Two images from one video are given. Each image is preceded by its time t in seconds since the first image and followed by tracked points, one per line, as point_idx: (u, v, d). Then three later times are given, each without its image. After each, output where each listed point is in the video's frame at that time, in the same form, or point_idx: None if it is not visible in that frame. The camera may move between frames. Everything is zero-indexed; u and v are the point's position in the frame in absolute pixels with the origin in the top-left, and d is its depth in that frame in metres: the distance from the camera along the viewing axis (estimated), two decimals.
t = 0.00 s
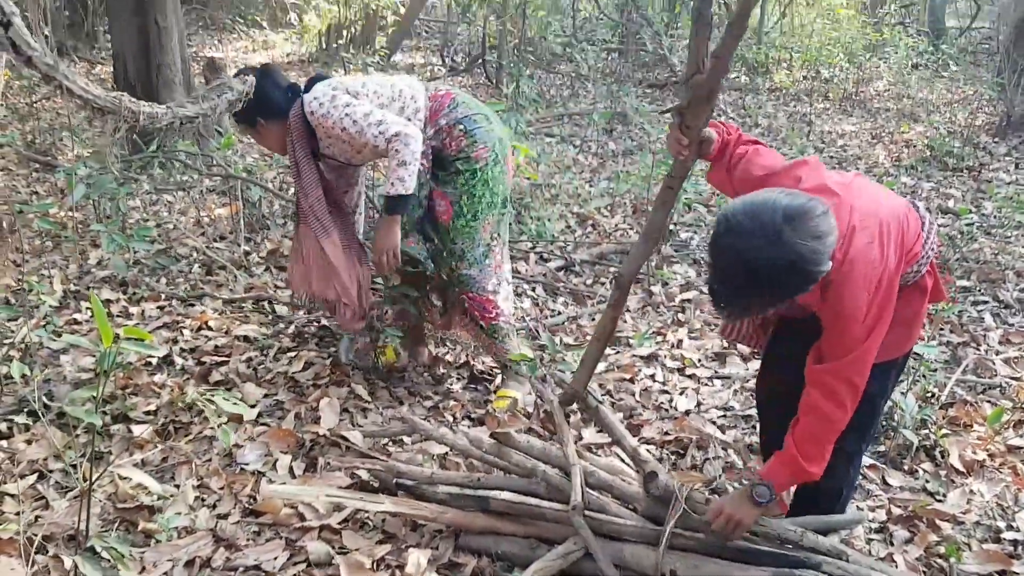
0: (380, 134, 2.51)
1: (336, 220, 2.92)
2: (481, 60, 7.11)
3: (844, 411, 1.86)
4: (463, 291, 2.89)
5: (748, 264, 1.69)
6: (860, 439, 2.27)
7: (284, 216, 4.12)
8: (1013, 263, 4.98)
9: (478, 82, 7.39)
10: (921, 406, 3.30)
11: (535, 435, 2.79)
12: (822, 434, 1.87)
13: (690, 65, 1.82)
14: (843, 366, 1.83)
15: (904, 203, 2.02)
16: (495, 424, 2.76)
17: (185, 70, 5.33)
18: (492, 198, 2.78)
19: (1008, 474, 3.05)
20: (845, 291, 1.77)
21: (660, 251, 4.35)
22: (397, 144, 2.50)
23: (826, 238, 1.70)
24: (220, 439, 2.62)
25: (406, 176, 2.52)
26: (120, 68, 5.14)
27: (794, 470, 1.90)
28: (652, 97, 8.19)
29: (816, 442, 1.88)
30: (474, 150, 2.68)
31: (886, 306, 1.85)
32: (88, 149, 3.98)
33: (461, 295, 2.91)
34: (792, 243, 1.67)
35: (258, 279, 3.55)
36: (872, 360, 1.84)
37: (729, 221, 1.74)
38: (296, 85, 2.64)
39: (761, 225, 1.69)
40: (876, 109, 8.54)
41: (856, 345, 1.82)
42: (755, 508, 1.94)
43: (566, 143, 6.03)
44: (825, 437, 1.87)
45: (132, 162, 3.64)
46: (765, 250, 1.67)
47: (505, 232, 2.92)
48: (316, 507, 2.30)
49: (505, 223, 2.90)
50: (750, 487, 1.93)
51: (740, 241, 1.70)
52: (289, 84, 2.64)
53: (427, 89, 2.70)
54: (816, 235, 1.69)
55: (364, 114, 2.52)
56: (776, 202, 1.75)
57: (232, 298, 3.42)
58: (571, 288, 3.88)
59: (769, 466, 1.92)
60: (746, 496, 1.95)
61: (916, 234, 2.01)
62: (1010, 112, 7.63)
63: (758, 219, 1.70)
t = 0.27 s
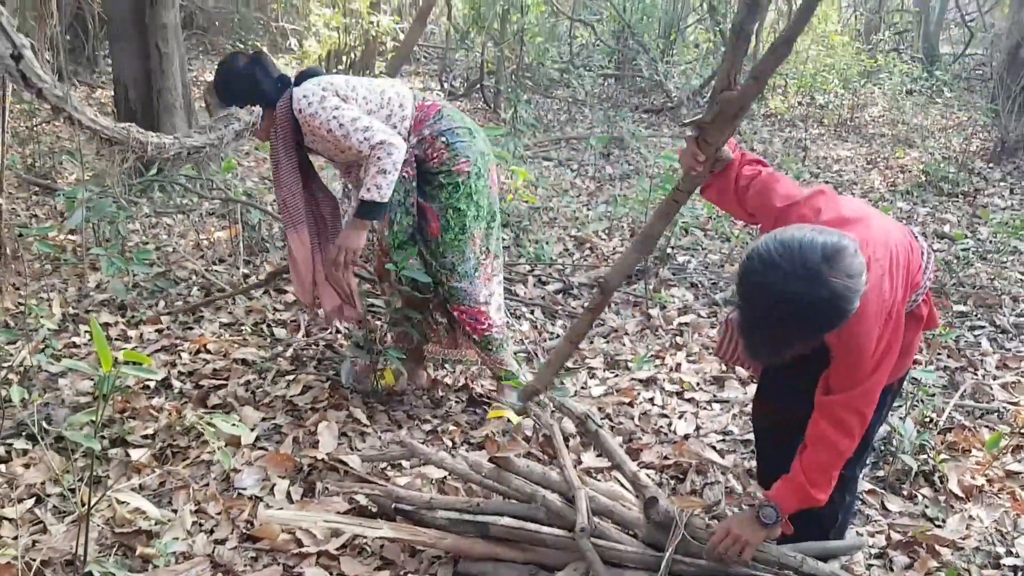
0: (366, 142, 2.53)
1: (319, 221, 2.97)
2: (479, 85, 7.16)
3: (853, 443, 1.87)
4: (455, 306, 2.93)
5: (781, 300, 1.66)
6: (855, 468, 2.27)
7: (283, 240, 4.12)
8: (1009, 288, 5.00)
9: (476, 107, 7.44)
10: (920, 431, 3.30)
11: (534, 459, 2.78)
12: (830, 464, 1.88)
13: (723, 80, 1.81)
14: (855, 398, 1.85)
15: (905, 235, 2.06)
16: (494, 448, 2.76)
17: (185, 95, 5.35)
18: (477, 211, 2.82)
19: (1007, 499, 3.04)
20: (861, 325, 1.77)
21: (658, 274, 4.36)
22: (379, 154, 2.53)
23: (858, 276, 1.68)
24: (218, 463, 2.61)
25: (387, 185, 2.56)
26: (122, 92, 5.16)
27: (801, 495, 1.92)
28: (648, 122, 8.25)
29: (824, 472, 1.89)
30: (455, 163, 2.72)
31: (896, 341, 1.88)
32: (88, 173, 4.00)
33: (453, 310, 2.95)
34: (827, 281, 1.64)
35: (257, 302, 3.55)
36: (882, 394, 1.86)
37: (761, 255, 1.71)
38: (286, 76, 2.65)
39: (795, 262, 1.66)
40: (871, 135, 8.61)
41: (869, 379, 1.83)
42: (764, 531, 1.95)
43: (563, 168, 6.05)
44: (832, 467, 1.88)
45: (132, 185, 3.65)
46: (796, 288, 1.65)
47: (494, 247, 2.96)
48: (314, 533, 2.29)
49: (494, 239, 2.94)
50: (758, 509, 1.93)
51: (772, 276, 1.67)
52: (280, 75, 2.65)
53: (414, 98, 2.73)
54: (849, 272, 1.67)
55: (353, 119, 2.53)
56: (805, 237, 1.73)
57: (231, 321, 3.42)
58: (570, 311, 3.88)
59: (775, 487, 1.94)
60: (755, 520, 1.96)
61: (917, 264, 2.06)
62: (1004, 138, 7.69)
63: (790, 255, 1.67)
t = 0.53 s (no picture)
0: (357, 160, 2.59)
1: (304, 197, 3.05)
2: (476, 97, 7.17)
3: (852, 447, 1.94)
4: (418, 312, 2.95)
5: (805, 318, 1.68)
6: (861, 477, 2.28)
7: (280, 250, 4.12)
8: (1004, 300, 5.01)
9: (472, 118, 7.45)
10: (916, 443, 3.30)
11: (531, 470, 2.78)
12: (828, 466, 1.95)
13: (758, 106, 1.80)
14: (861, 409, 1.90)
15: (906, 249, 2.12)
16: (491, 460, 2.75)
17: (183, 105, 5.36)
18: (455, 225, 2.86)
19: (1004, 512, 3.05)
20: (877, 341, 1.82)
21: (655, 286, 4.37)
22: (365, 173, 2.60)
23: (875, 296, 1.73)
24: (214, 474, 2.60)
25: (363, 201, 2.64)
26: (119, 102, 5.17)
27: (794, 490, 1.96)
28: (645, 134, 8.27)
29: (821, 472, 1.95)
30: (445, 175, 2.76)
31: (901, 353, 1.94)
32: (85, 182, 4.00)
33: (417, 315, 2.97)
34: (852, 303, 1.68)
35: (254, 312, 3.55)
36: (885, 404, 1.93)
37: (785, 269, 1.73)
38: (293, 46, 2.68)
39: (821, 282, 1.69)
40: (866, 147, 8.65)
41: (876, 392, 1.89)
42: (751, 518, 2.02)
43: (560, 180, 6.06)
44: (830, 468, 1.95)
45: (130, 195, 3.65)
46: (820, 307, 1.68)
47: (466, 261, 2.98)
48: (310, 544, 2.28)
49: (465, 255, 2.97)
50: (747, 498, 2.00)
51: (797, 293, 1.69)
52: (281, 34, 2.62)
53: (417, 104, 2.73)
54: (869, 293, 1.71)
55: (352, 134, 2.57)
56: (826, 255, 1.76)
57: (227, 331, 3.41)
58: (566, 322, 3.88)
59: (768, 479, 1.99)
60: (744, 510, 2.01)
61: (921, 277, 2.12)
62: (998, 151, 7.73)
63: (815, 274, 1.70)
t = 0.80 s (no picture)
0: (380, 163, 2.59)
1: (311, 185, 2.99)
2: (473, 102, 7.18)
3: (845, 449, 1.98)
4: (404, 312, 2.91)
5: (801, 339, 1.68)
6: (859, 482, 2.28)
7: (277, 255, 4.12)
8: (1001, 305, 5.02)
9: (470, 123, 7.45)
10: (913, 448, 3.30)
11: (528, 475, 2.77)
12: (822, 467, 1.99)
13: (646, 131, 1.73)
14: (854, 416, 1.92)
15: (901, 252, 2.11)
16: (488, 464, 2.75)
17: (181, 109, 5.36)
18: (456, 224, 2.86)
19: (1001, 517, 3.04)
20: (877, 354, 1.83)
21: (653, 291, 4.36)
22: (385, 175, 2.61)
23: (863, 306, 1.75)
24: (210, 478, 2.60)
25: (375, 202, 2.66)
26: (116, 106, 5.17)
27: (787, 493, 1.99)
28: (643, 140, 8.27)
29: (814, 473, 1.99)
30: (452, 174, 2.77)
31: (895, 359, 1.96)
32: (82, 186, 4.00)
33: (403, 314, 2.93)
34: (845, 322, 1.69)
35: (251, 316, 3.54)
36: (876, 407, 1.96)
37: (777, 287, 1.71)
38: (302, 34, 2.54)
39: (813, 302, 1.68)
40: (863, 153, 8.67)
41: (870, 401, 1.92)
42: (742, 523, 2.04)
43: (558, 185, 6.06)
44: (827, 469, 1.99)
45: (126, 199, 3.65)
46: (813, 324, 1.68)
47: (462, 264, 2.96)
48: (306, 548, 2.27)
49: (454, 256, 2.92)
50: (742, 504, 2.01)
51: (794, 312, 1.68)
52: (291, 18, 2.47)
53: (433, 106, 2.75)
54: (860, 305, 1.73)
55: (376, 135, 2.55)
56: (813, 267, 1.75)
57: (224, 336, 3.40)
58: (564, 327, 3.87)
59: (761, 484, 2.00)
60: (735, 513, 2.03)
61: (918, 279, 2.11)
62: (995, 156, 7.75)
63: (809, 290, 1.70)
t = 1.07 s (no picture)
0: (402, 154, 2.45)
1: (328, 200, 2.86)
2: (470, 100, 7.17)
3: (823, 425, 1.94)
4: (410, 318, 2.84)
5: (752, 290, 1.68)
6: (848, 484, 2.26)
7: (272, 253, 4.11)
8: (995, 304, 5.03)
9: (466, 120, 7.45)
10: (907, 447, 3.31)
11: (523, 473, 2.77)
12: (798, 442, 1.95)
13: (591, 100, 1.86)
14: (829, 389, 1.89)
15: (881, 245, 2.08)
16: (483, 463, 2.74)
17: (176, 106, 5.34)
18: (458, 231, 2.80)
19: (995, 516, 3.05)
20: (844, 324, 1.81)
21: (648, 289, 4.36)
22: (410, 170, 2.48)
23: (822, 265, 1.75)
24: (203, 476, 2.59)
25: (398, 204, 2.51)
26: (111, 103, 5.15)
27: (762, 460, 1.96)
28: (639, 138, 8.26)
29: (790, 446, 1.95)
30: (458, 180, 2.70)
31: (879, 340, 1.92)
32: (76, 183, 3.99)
33: (406, 321, 2.86)
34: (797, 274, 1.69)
35: (245, 314, 3.53)
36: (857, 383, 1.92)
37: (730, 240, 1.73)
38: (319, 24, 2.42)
39: (764, 253, 1.69)
40: (858, 152, 8.68)
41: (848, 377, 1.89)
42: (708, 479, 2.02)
43: (554, 182, 6.07)
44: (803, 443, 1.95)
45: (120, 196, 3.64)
46: (766, 275, 1.68)
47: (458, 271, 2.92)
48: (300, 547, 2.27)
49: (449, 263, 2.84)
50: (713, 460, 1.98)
51: (745, 263, 1.69)
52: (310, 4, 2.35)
53: (443, 107, 2.68)
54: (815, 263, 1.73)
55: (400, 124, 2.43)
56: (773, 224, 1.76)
57: (218, 333, 3.40)
58: (559, 325, 3.87)
59: (738, 447, 1.97)
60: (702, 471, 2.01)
61: (898, 270, 2.07)
62: (990, 156, 7.76)
63: (761, 241, 1.71)
